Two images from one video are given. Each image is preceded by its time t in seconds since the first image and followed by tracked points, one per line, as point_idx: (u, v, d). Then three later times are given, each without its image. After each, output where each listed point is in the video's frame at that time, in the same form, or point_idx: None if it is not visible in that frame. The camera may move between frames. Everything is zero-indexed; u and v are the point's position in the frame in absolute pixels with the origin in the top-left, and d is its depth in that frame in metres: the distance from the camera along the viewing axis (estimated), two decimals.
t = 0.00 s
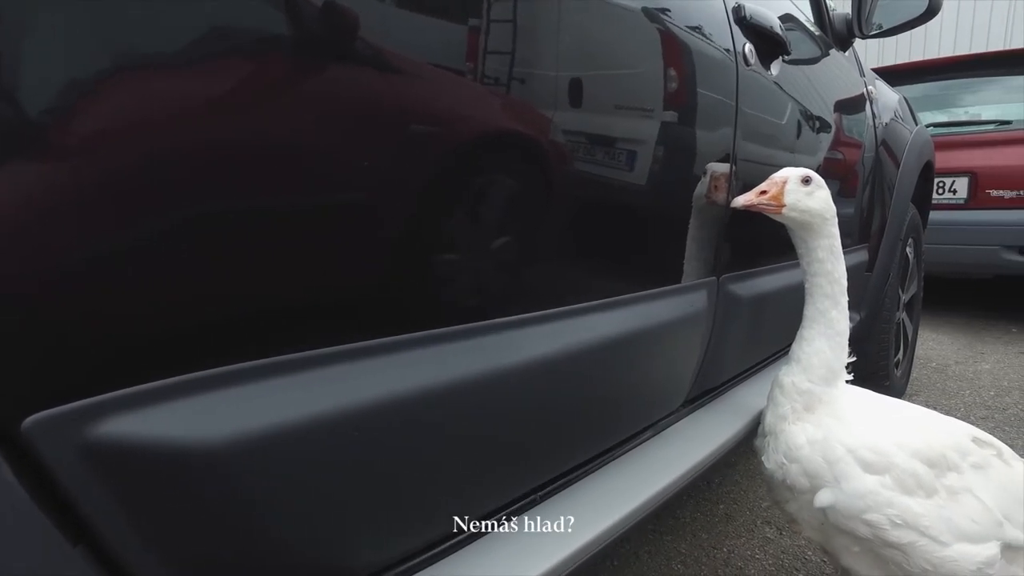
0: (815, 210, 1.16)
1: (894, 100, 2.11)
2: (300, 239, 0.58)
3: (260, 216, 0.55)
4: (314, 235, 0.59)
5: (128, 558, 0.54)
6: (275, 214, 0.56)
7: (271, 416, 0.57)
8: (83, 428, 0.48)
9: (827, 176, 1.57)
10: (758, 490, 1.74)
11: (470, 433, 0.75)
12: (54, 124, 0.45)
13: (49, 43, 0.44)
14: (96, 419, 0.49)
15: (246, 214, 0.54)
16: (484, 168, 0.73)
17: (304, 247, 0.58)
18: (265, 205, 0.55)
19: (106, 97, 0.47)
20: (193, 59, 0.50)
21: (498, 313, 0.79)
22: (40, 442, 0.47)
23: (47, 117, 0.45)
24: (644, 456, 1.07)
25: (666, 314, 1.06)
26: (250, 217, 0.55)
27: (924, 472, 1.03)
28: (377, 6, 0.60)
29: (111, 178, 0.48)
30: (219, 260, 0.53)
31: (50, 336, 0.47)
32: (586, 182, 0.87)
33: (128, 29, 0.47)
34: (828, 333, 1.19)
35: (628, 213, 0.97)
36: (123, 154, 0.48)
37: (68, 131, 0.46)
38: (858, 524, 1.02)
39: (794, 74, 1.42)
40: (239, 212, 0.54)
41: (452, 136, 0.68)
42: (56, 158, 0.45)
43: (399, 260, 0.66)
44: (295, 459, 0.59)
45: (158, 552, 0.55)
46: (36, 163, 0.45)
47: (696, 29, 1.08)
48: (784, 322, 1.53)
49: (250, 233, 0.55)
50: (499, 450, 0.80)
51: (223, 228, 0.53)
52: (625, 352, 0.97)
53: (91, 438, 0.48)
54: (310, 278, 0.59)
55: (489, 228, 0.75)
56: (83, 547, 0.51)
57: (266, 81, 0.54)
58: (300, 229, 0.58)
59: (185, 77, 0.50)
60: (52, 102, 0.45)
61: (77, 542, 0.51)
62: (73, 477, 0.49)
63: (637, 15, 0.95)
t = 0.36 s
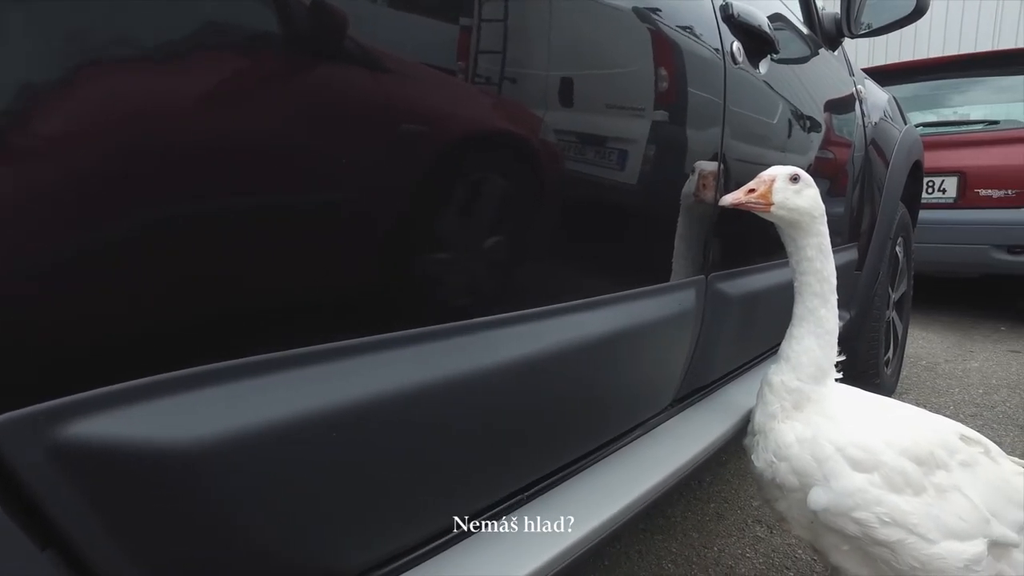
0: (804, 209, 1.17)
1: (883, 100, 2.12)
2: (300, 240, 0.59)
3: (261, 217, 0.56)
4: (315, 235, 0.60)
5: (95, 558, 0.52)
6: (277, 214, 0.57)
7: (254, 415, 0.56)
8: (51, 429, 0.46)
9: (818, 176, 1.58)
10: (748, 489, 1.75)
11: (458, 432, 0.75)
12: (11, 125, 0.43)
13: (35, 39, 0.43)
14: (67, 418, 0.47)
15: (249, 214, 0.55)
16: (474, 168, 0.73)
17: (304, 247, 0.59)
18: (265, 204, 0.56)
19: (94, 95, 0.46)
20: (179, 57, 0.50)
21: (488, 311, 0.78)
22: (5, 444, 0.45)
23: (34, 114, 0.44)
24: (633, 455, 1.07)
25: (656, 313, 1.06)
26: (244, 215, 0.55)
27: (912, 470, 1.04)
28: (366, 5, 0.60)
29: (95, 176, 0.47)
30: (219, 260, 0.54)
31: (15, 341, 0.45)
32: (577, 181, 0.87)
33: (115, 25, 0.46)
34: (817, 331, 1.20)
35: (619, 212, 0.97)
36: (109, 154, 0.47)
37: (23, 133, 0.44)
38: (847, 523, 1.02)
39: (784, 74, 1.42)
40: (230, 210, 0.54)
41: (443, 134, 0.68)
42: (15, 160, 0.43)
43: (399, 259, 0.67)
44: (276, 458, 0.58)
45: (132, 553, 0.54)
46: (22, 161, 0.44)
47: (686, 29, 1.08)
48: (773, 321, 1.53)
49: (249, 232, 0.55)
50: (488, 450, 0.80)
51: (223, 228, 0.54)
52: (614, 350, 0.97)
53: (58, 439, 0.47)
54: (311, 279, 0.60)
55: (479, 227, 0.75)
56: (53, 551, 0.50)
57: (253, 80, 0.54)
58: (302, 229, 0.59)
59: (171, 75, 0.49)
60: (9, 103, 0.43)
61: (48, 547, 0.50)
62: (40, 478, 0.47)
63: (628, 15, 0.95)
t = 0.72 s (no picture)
0: (792, 208, 1.17)
1: (874, 100, 2.13)
2: (296, 239, 0.59)
3: (258, 217, 0.56)
4: (311, 235, 0.60)
5: (65, 565, 0.51)
6: (276, 213, 0.57)
7: (240, 415, 0.56)
8: (22, 433, 0.45)
9: (808, 176, 1.58)
10: (739, 488, 1.75)
11: (447, 432, 0.74)
12: None
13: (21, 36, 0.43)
14: (43, 420, 0.46)
15: (247, 212, 0.55)
16: (465, 168, 0.73)
17: (301, 247, 0.59)
18: (262, 203, 0.56)
19: (81, 93, 0.46)
20: (168, 56, 0.49)
21: (478, 311, 0.78)
22: None
23: (20, 112, 0.44)
24: (623, 456, 1.07)
25: (646, 312, 1.06)
26: (238, 213, 0.55)
27: (900, 469, 1.04)
28: (357, 5, 0.59)
29: (84, 174, 0.47)
30: (216, 258, 0.54)
31: None
32: (568, 182, 0.87)
33: (104, 23, 0.46)
34: (806, 331, 1.20)
35: (611, 213, 0.97)
36: (99, 152, 0.47)
37: None
38: (836, 522, 1.02)
39: (775, 74, 1.43)
40: (221, 208, 0.54)
41: (434, 135, 0.68)
42: None
43: (396, 257, 0.67)
44: (263, 458, 0.58)
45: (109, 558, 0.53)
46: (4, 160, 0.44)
47: (677, 30, 1.08)
48: (763, 320, 1.53)
49: (245, 231, 0.56)
50: (476, 450, 0.80)
51: (219, 226, 0.54)
52: (603, 350, 0.97)
53: (31, 444, 0.46)
54: (308, 279, 0.60)
55: (470, 228, 0.75)
56: (20, 557, 0.49)
57: (243, 79, 0.53)
58: (299, 228, 0.59)
59: (160, 74, 0.49)
60: None
61: (14, 554, 0.49)
62: (8, 482, 0.46)
63: (619, 16, 0.95)
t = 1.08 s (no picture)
0: (782, 207, 1.17)
1: (866, 100, 2.13)
2: (296, 239, 0.59)
3: (258, 216, 0.56)
4: (311, 235, 0.60)
5: None
6: (276, 212, 0.57)
7: (232, 413, 0.55)
8: None
9: (802, 175, 1.59)
10: (732, 488, 1.75)
11: (438, 431, 0.74)
12: None
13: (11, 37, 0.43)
14: (31, 416, 0.46)
15: (247, 212, 0.56)
16: (459, 167, 0.72)
17: (301, 246, 0.60)
18: (262, 203, 0.56)
19: (73, 91, 0.45)
20: (161, 54, 0.49)
21: (471, 310, 0.78)
22: None
23: (14, 112, 0.43)
24: (615, 455, 1.06)
25: (637, 311, 1.06)
26: (238, 213, 0.55)
27: (891, 469, 1.04)
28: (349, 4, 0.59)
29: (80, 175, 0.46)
30: (217, 259, 0.54)
31: None
32: (562, 181, 0.87)
33: (99, 22, 0.46)
34: (796, 330, 1.20)
35: (604, 212, 0.97)
36: (95, 152, 0.47)
37: None
38: (826, 521, 1.03)
39: (768, 74, 1.43)
40: (221, 207, 0.54)
41: (428, 134, 0.68)
42: None
43: (394, 256, 0.67)
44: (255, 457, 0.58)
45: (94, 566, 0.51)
46: None
47: (670, 30, 1.08)
48: (754, 319, 1.54)
49: (246, 231, 0.56)
50: (466, 449, 0.79)
51: (218, 225, 0.54)
52: (594, 349, 0.97)
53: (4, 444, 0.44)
54: (308, 279, 0.61)
55: (464, 227, 0.75)
56: None
57: (236, 78, 0.53)
58: (299, 228, 0.59)
59: (152, 72, 0.49)
60: None
61: None
62: None
63: (613, 16, 0.95)
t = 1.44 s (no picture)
0: (769, 206, 1.17)
1: (858, 99, 2.13)
2: (296, 239, 0.59)
3: (259, 217, 0.57)
4: (312, 235, 0.61)
5: None
6: (276, 212, 0.58)
7: (228, 408, 0.55)
8: None
9: (794, 175, 1.59)
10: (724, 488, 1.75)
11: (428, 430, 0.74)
12: None
13: (3, 39, 0.43)
14: (18, 412, 0.45)
15: (247, 212, 0.56)
16: (452, 167, 0.72)
17: (303, 246, 0.60)
18: (263, 203, 0.57)
19: (66, 92, 0.45)
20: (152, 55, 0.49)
21: (463, 309, 0.78)
22: None
23: (9, 114, 0.43)
24: (604, 454, 1.06)
25: (627, 311, 1.06)
26: (238, 213, 0.56)
27: (879, 468, 1.04)
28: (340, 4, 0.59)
29: (78, 176, 0.47)
30: (217, 258, 0.55)
31: None
32: (555, 181, 0.87)
33: (92, 24, 0.46)
34: (784, 330, 1.20)
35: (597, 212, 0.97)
36: (91, 153, 0.47)
37: None
38: (812, 520, 1.03)
39: (760, 74, 1.43)
40: (222, 208, 0.54)
41: (421, 134, 0.68)
42: None
43: (393, 255, 0.68)
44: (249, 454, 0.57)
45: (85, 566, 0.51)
46: None
47: (662, 30, 1.08)
48: (743, 319, 1.54)
49: (246, 231, 0.56)
50: (452, 448, 0.79)
51: (219, 225, 0.55)
52: (582, 348, 0.97)
53: None
54: (308, 279, 0.61)
55: (457, 227, 0.74)
56: None
57: (228, 78, 0.53)
58: (299, 228, 0.60)
59: (145, 73, 0.49)
60: None
61: None
62: None
63: (605, 17, 0.95)
